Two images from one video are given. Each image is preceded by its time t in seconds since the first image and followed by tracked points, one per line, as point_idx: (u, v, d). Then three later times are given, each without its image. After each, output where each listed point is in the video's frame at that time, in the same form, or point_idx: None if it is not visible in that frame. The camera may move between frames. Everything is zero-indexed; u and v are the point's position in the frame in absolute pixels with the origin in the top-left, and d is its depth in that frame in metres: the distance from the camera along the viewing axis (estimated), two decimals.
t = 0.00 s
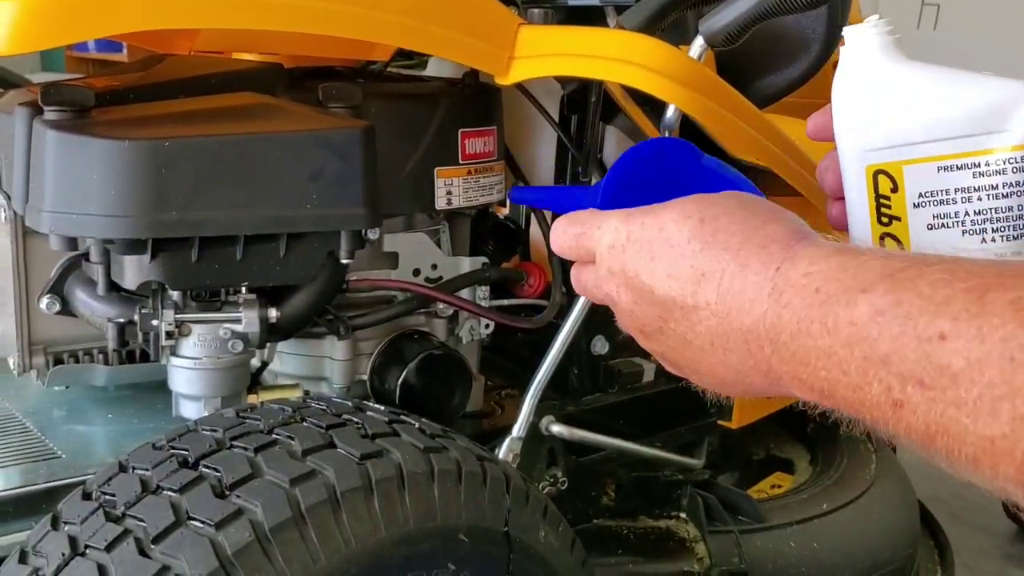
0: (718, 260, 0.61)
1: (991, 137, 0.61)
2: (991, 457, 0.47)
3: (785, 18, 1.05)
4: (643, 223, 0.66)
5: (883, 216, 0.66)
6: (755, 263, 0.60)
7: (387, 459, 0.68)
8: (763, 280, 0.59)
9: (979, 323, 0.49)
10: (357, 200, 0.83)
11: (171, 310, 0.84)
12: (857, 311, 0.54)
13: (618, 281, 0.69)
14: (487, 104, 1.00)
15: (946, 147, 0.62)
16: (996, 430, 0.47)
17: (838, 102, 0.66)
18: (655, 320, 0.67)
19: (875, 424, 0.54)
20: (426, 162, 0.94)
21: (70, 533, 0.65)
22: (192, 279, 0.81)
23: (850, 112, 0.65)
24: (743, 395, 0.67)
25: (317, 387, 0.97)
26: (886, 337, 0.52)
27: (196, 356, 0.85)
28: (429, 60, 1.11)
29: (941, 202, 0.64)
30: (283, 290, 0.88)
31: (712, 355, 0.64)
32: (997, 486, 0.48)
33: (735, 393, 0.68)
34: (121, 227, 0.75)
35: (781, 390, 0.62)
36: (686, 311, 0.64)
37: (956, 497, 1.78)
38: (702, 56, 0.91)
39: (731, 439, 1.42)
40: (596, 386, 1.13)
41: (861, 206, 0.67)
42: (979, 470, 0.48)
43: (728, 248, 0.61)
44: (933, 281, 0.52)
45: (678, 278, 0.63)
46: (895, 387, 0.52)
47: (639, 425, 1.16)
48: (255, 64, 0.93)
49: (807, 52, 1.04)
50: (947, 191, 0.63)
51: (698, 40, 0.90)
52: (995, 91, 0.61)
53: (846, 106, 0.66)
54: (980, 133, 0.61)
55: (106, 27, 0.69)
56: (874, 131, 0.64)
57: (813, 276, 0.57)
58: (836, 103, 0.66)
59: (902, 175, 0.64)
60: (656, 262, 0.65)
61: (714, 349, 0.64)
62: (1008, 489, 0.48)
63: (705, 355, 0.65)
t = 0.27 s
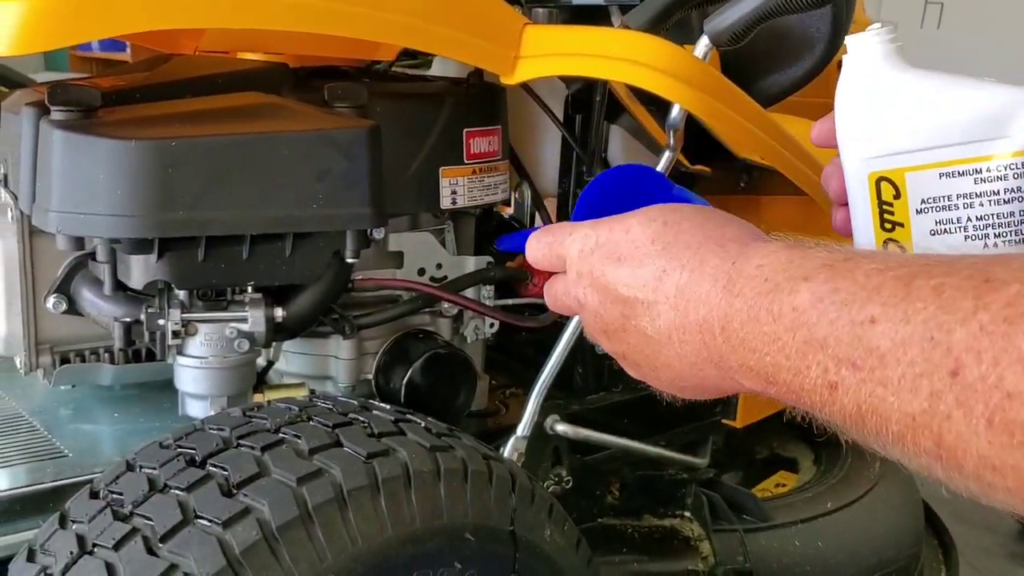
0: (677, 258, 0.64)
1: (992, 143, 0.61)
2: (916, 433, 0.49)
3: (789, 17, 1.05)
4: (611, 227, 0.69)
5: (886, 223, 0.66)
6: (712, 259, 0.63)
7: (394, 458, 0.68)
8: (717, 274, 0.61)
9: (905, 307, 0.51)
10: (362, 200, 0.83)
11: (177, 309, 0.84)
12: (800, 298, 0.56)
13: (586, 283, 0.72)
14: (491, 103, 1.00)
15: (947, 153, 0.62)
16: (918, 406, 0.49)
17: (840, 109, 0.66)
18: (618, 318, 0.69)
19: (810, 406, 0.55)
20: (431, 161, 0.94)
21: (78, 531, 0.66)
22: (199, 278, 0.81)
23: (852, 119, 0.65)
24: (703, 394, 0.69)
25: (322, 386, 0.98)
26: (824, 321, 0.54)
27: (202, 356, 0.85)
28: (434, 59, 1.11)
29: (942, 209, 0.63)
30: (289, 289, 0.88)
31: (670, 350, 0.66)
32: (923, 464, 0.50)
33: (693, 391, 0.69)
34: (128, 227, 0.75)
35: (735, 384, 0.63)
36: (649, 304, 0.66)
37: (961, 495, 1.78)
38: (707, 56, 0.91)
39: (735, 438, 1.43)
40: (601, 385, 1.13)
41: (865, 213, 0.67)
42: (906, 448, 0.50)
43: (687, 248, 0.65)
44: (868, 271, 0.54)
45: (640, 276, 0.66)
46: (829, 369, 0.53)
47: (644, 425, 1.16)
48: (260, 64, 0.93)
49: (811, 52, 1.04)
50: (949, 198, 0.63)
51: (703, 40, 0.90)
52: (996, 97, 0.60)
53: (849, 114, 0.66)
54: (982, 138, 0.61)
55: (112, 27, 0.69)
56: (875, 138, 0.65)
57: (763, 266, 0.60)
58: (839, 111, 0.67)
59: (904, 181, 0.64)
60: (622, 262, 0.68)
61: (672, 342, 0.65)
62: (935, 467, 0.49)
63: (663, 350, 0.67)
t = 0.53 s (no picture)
0: (662, 235, 0.65)
1: (993, 139, 0.61)
2: (892, 412, 0.49)
3: (792, 14, 1.05)
4: (599, 205, 0.70)
5: (886, 220, 0.66)
6: (697, 238, 0.63)
7: (397, 455, 0.68)
8: (701, 252, 0.62)
9: (888, 284, 0.51)
10: (364, 198, 0.83)
11: (180, 306, 0.84)
12: (782, 275, 0.56)
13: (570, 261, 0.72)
14: (494, 101, 1.00)
15: (948, 150, 0.62)
16: (895, 383, 0.49)
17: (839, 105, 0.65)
18: (599, 295, 0.70)
19: (785, 383, 0.56)
20: (433, 159, 0.94)
21: (81, 528, 0.66)
22: (201, 275, 0.81)
23: (851, 115, 0.65)
24: (678, 376, 0.69)
25: (325, 383, 0.98)
26: (805, 297, 0.54)
27: (205, 353, 0.85)
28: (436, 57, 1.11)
29: (943, 206, 0.63)
30: (291, 287, 0.88)
31: (647, 327, 0.66)
32: (899, 444, 0.50)
33: (668, 372, 0.70)
34: (130, 224, 0.75)
35: (708, 364, 0.63)
36: (632, 279, 0.66)
37: (963, 493, 1.78)
38: (709, 53, 0.91)
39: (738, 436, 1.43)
40: (603, 383, 1.14)
41: (864, 209, 0.67)
42: (883, 427, 0.50)
43: (673, 226, 0.65)
44: (852, 249, 0.54)
45: (624, 253, 0.67)
46: (808, 346, 0.53)
47: (647, 422, 1.16)
48: (263, 62, 0.93)
49: (814, 49, 1.04)
50: (950, 194, 0.63)
51: (706, 37, 0.90)
52: (998, 93, 0.60)
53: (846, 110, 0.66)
54: (984, 135, 0.61)
55: (112, 25, 0.69)
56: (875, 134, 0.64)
57: (747, 244, 0.60)
58: (837, 107, 0.66)
59: (904, 178, 0.64)
60: (607, 238, 0.68)
61: (651, 319, 0.66)
62: (910, 447, 0.50)
63: (641, 327, 0.67)
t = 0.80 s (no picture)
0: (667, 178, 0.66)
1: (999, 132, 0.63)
2: (873, 343, 0.49)
3: (798, 11, 1.05)
4: (607, 157, 0.72)
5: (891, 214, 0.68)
6: (697, 181, 0.64)
7: (406, 451, 0.68)
8: (704, 190, 0.63)
9: (879, 222, 0.51)
10: (372, 195, 0.84)
11: (188, 304, 0.84)
12: (777, 210, 0.56)
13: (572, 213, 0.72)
14: (500, 98, 1.00)
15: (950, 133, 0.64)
16: (878, 315, 0.48)
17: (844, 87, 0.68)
18: (599, 244, 0.69)
19: (774, 316, 0.55)
20: (441, 156, 0.94)
21: (91, 524, 0.66)
22: (209, 272, 0.81)
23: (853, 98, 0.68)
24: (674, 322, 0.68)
25: (332, 380, 0.98)
26: (799, 233, 0.54)
27: (213, 350, 0.85)
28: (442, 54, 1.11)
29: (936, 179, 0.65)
30: (299, 284, 0.88)
31: (643, 270, 0.66)
32: (878, 377, 0.50)
33: (664, 319, 0.69)
34: (139, 221, 0.76)
35: (703, 304, 0.63)
36: (629, 225, 0.66)
37: (968, 490, 1.78)
38: (717, 50, 0.91)
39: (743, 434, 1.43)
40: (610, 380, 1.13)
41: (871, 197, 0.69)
42: (863, 360, 0.50)
43: (677, 172, 0.66)
44: (847, 189, 0.55)
45: (626, 199, 0.67)
46: (797, 280, 0.53)
47: (652, 420, 1.15)
48: (270, 59, 0.93)
49: (820, 46, 1.04)
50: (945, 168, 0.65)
51: (713, 34, 0.90)
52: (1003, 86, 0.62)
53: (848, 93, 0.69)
54: (988, 126, 0.63)
55: (123, 20, 0.69)
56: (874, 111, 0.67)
57: (746, 185, 0.60)
58: (842, 100, 0.69)
59: (907, 163, 0.66)
60: (610, 186, 0.69)
61: (647, 260, 0.65)
62: (888, 381, 0.49)
63: (637, 270, 0.66)
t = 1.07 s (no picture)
0: (649, 129, 0.66)
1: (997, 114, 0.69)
2: (885, 297, 0.50)
3: (801, 12, 1.06)
4: (576, 113, 0.71)
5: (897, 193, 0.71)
6: (683, 130, 0.64)
7: (410, 451, 0.69)
8: (692, 138, 0.63)
9: (880, 174, 0.51)
10: (375, 195, 0.84)
11: (193, 304, 0.84)
12: (773, 165, 0.57)
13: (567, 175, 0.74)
14: (504, 99, 1.00)
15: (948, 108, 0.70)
16: (887, 270, 0.50)
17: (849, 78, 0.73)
18: (606, 203, 0.72)
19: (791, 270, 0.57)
20: (444, 157, 0.94)
21: (97, 523, 0.66)
22: (214, 272, 0.82)
23: (859, 75, 0.73)
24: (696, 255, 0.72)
25: (336, 380, 0.98)
26: (799, 192, 0.55)
27: (218, 349, 0.85)
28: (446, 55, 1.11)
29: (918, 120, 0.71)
30: (303, 284, 0.88)
31: (658, 225, 0.69)
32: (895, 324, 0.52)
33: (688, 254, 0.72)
34: (145, 221, 0.76)
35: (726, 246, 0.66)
36: (636, 190, 0.68)
37: (970, 489, 1.78)
38: (720, 51, 0.91)
39: (746, 434, 1.43)
40: (613, 380, 1.14)
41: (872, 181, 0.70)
42: (878, 308, 0.52)
43: (660, 118, 0.66)
44: (844, 140, 0.55)
45: (621, 161, 0.68)
46: (808, 239, 0.54)
47: (655, 421, 1.16)
48: (275, 60, 0.93)
49: (823, 47, 1.04)
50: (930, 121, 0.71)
51: (716, 34, 0.90)
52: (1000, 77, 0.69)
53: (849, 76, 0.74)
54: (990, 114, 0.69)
55: (128, 22, 0.69)
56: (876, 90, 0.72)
57: (738, 132, 0.60)
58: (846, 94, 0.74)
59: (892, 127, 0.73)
60: (600, 150, 0.70)
61: (661, 219, 0.68)
62: (904, 326, 0.51)
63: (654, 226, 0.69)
